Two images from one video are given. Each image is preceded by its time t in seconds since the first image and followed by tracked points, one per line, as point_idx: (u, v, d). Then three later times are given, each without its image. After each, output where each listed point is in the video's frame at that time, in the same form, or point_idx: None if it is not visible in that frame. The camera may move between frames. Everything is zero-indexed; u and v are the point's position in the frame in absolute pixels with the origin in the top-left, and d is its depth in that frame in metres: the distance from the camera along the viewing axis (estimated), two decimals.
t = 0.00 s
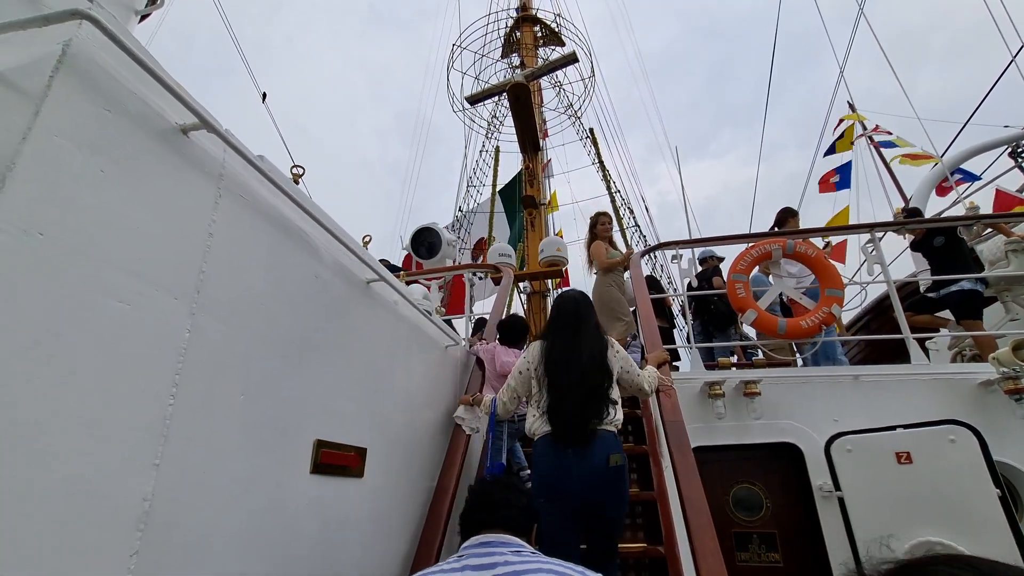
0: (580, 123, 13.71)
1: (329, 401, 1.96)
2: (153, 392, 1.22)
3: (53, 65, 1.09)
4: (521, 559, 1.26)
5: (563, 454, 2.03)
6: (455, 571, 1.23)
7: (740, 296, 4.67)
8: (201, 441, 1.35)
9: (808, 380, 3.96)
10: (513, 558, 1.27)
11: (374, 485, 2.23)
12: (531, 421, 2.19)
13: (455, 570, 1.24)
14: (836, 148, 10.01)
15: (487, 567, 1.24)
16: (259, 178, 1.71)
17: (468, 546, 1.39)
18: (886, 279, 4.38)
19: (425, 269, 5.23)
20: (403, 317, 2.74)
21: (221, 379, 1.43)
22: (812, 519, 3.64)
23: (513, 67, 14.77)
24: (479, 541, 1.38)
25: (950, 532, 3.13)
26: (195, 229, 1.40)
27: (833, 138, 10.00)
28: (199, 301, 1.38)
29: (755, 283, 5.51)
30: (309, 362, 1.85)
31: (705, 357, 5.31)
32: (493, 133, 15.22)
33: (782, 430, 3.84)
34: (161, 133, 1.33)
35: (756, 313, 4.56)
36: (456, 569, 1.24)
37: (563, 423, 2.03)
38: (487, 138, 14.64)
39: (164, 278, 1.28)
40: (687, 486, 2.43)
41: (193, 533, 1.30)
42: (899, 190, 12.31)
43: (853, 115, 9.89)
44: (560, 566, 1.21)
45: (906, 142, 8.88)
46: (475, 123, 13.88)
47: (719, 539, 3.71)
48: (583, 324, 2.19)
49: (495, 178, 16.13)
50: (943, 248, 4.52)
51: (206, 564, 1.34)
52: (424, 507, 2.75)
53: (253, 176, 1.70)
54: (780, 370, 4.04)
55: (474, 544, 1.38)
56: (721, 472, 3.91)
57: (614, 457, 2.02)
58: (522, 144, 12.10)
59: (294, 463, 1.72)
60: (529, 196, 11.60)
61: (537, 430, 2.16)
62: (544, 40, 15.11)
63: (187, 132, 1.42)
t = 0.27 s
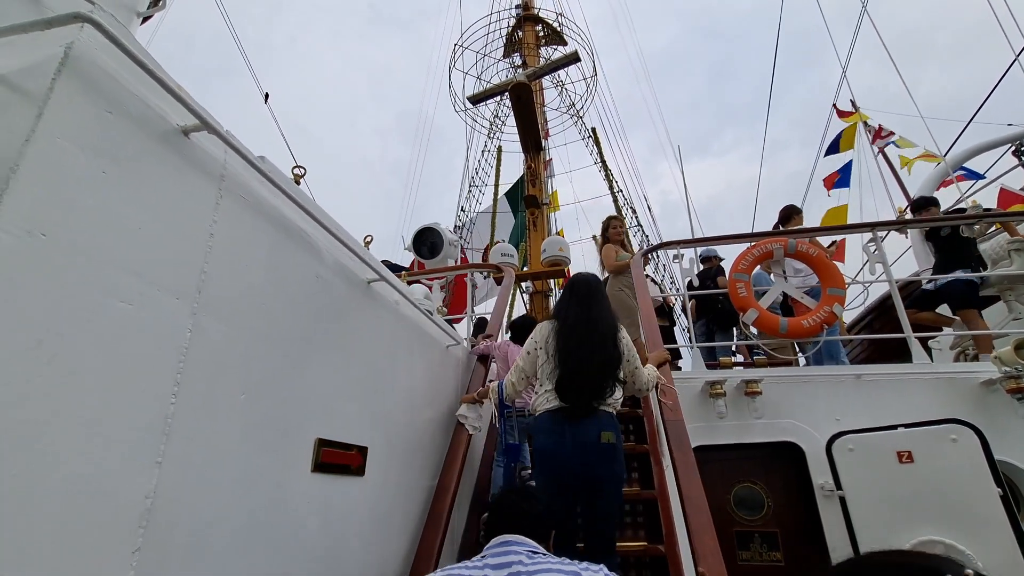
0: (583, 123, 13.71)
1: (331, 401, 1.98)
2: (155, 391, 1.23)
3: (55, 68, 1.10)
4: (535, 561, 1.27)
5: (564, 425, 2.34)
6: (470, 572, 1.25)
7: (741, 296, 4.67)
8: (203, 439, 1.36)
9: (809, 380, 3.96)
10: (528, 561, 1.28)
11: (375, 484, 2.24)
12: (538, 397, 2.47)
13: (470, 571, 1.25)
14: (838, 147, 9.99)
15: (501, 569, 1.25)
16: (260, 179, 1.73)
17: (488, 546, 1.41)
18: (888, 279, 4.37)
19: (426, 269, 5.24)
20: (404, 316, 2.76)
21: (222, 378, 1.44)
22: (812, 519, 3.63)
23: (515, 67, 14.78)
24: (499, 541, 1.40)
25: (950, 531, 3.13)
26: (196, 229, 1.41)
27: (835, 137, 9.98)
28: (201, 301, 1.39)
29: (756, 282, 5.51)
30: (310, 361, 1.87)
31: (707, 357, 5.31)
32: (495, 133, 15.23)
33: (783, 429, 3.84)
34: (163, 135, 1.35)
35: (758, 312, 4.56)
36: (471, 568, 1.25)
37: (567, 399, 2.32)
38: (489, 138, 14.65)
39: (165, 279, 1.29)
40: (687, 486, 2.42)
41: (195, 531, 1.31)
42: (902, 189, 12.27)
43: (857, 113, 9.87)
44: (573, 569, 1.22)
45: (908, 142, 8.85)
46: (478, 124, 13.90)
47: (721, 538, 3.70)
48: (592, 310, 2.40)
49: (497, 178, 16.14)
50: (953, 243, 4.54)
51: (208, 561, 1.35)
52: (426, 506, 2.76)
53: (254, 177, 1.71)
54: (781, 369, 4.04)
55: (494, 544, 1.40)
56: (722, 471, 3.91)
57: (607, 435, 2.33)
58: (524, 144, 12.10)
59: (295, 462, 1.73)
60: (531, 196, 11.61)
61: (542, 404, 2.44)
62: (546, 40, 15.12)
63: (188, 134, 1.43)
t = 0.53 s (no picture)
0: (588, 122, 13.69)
1: (336, 399, 2.00)
2: (160, 389, 1.25)
3: (61, 70, 1.12)
4: (572, 527, 1.37)
5: (566, 414, 2.35)
6: (512, 533, 1.37)
7: (747, 294, 4.65)
8: (208, 437, 1.38)
9: (816, 378, 3.94)
10: (564, 526, 1.39)
11: (380, 482, 2.26)
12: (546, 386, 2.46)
13: (513, 531, 1.38)
14: (846, 145, 9.91)
15: (541, 534, 1.36)
16: (264, 179, 1.75)
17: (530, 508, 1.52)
18: (895, 277, 4.34)
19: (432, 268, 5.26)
20: (409, 315, 2.78)
21: (227, 376, 1.46)
22: (818, 519, 3.60)
23: (520, 67, 14.78)
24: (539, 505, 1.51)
25: (959, 530, 3.11)
26: (201, 229, 1.43)
27: (843, 134, 9.90)
28: (205, 300, 1.41)
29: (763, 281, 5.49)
30: (315, 360, 1.88)
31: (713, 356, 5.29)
32: (500, 133, 15.24)
33: (789, 428, 3.82)
34: (168, 135, 1.36)
35: (764, 311, 4.54)
36: (514, 530, 1.37)
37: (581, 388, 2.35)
38: (495, 138, 14.66)
39: (170, 278, 1.31)
40: (693, 486, 2.42)
41: (201, 527, 1.33)
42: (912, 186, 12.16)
43: (865, 111, 9.80)
44: (604, 542, 1.30)
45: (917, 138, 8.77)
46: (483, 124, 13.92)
47: (727, 538, 3.69)
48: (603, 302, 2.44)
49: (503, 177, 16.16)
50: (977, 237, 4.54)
51: (214, 557, 1.37)
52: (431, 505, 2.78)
53: (258, 177, 1.73)
54: (787, 368, 4.03)
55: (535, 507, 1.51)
56: (728, 470, 3.88)
57: (603, 426, 2.36)
58: (529, 143, 12.11)
59: (300, 461, 1.75)
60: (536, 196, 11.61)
61: (549, 394, 2.43)
62: (551, 39, 15.11)
63: (192, 134, 1.45)
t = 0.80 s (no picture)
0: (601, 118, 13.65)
1: (349, 398, 2.03)
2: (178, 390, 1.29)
3: (82, 83, 1.16)
4: (598, 464, 1.54)
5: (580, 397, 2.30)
6: (540, 468, 1.52)
7: (760, 292, 4.62)
8: (225, 436, 1.42)
9: (830, 376, 3.91)
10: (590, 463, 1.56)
11: (393, 479, 2.29)
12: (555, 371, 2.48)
13: (541, 467, 1.53)
14: (864, 138, 9.76)
15: (567, 468, 1.51)
16: (278, 183, 1.79)
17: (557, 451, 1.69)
18: (912, 273, 4.28)
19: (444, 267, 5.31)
20: (420, 314, 2.81)
21: (243, 377, 1.50)
22: (832, 518, 3.57)
23: (532, 65, 14.77)
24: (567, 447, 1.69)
25: (973, 530, 3.16)
26: (216, 234, 1.47)
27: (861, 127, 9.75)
28: (221, 302, 1.45)
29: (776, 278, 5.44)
30: (328, 360, 1.92)
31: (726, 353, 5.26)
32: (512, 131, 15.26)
33: (803, 427, 3.79)
34: (184, 143, 1.41)
35: (777, 308, 4.50)
36: (542, 466, 1.52)
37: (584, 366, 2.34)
38: (506, 136, 14.68)
39: (187, 283, 1.35)
40: (703, 484, 2.43)
41: (218, 524, 1.37)
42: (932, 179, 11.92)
43: (883, 103, 9.64)
44: (624, 478, 1.45)
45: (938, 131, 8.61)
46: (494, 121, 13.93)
47: (740, 536, 3.64)
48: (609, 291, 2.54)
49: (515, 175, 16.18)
50: (998, 232, 4.45)
51: (231, 553, 1.41)
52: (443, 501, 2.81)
53: (273, 182, 1.77)
54: (801, 366, 4.00)
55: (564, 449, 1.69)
56: (741, 468, 3.86)
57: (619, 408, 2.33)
58: (541, 141, 12.11)
59: (314, 459, 1.79)
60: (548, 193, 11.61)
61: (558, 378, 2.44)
62: (562, 35, 15.06)
63: (208, 141, 1.49)
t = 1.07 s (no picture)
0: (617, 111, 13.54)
1: (368, 395, 2.09)
2: (205, 389, 1.35)
3: (111, 97, 1.21)
4: (631, 431, 1.65)
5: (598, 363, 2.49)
6: (575, 438, 1.65)
7: (780, 286, 4.57)
8: (250, 433, 1.48)
9: (852, 372, 3.86)
10: (623, 427, 1.68)
11: (412, 474, 2.35)
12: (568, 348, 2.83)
13: (575, 436, 1.67)
14: (891, 125, 9.50)
15: (600, 437, 1.64)
16: (297, 187, 1.84)
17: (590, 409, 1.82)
18: (939, 265, 4.17)
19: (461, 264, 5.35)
20: (437, 312, 2.85)
21: (266, 375, 1.56)
22: (856, 514, 3.50)
23: (548, 58, 14.69)
24: (598, 407, 1.81)
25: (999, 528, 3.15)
26: (238, 238, 1.52)
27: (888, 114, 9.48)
28: (244, 304, 1.51)
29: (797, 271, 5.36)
30: (347, 357, 1.97)
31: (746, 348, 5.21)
32: (529, 125, 15.23)
33: (825, 422, 3.74)
34: (207, 151, 1.46)
35: (797, 303, 4.45)
36: (576, 435, 1.65)
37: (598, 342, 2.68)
38: (523, 130, 14.66)
39: (211, 286, 1.40)
40: (721, 481, 2.43)
41: (245, 516, 1.44)
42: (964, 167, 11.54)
43: (912, 88, 9.37)
44: (657, 447, 1.58)
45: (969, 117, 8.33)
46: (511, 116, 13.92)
47: (759, 532, 3.58)
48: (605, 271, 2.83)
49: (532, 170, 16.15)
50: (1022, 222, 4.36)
51: (257, 544, 1.48)
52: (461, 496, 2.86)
53: (293, 186, 1.82)
54: (822, 361, 3.95)
55: (594, 408, 1.81)
56: (762, 464, 3.81)
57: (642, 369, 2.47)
58: (557, 135, 12.07)
59: (335, 455, 1.85)
60: (565, 188, 11.58)
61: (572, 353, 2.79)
62: (579, 27, 14.94)
63: (229, 148, 1.54)
